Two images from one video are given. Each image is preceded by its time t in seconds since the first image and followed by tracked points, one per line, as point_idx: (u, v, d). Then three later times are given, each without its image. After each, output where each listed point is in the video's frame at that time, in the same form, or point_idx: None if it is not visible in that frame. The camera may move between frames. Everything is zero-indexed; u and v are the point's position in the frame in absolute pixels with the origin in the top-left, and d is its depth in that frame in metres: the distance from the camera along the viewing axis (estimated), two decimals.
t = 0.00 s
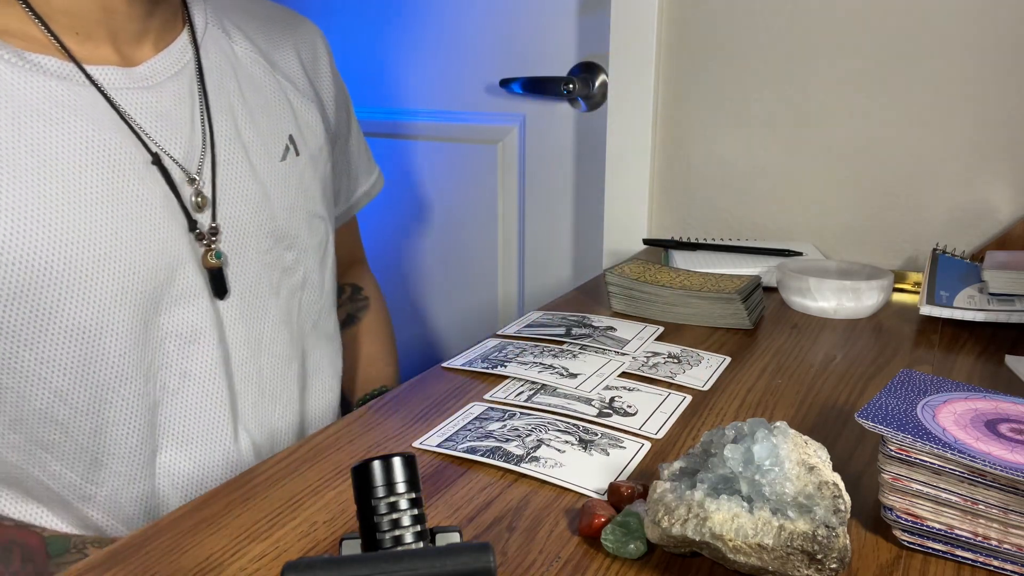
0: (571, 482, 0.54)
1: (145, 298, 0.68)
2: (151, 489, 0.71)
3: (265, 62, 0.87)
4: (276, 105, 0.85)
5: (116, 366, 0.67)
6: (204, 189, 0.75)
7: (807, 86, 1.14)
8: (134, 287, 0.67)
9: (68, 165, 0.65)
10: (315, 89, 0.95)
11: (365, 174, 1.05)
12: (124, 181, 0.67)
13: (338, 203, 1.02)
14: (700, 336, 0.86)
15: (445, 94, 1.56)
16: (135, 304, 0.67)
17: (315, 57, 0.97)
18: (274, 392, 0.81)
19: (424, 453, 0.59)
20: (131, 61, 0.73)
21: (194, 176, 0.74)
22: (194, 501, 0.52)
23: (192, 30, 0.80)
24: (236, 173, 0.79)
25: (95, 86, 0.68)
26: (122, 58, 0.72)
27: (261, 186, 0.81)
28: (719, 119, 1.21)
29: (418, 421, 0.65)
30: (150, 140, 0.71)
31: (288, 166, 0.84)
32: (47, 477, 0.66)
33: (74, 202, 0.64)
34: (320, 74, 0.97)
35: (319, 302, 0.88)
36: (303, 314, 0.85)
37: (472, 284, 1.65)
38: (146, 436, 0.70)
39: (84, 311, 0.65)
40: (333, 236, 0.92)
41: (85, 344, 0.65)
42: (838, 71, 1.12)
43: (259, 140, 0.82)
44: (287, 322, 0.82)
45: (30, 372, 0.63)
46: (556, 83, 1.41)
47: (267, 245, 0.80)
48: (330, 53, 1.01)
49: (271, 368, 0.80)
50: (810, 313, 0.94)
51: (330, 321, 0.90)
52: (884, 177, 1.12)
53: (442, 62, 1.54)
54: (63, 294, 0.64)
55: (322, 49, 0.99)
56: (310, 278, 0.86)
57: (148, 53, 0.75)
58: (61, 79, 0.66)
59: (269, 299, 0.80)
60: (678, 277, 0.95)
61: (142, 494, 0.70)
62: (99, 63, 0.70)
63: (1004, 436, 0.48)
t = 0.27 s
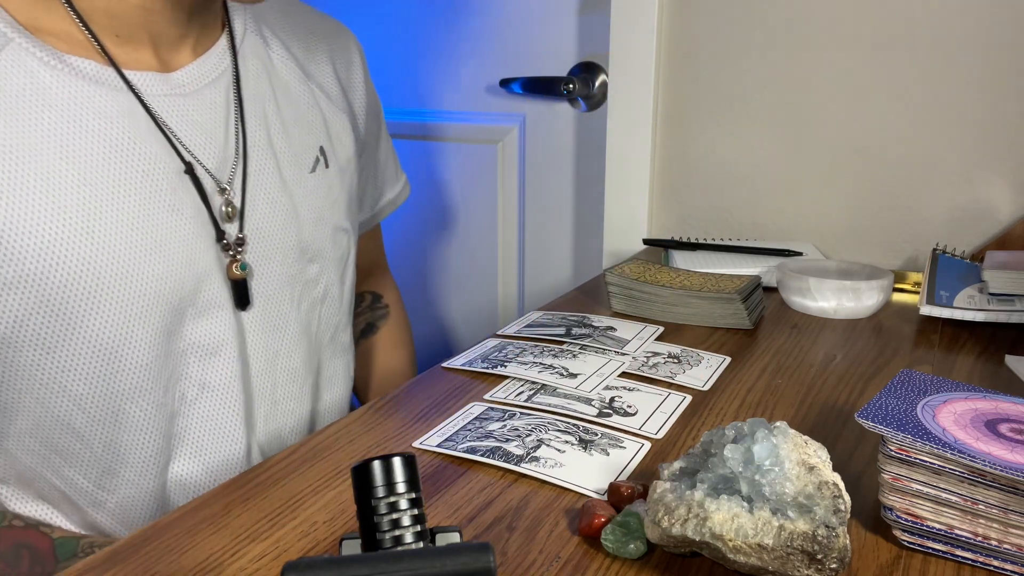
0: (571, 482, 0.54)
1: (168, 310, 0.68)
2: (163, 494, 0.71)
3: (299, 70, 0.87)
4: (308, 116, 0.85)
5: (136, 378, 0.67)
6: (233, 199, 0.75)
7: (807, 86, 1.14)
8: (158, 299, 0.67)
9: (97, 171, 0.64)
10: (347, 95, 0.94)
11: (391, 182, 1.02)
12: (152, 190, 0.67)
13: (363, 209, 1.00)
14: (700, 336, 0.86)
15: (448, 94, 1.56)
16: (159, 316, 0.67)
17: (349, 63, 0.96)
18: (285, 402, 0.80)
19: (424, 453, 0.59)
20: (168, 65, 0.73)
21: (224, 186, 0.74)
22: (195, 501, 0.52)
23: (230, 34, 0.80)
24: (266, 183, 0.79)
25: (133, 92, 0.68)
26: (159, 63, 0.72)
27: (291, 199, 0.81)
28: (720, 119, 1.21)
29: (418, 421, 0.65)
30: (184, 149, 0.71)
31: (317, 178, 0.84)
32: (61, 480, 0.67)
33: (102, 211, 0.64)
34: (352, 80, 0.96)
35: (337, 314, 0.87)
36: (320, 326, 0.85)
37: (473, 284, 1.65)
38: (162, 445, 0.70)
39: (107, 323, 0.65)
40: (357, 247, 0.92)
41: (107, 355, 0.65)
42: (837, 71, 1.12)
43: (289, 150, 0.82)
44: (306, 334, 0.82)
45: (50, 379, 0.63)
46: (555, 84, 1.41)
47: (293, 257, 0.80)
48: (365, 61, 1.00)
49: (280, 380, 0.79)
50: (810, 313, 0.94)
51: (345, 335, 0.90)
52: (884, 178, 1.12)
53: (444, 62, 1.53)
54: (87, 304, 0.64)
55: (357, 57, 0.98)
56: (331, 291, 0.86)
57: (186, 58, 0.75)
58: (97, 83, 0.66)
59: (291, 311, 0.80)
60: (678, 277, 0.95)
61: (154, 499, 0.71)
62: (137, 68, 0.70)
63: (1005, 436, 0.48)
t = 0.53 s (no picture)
0: (572, 482, 0.54)
1: (185, 337, 0.65)
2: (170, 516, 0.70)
3: (326, 78, 0.83)
4: (333, 129, 0.82)
5: (149, 406, 0.64)
6: (254, 217, 0.72)
7: (807, 86, 1.14)
8: (174, 326, 0.64)
9: (113, 193, 0.62)
10: (374, 103, 0.91)
11: (415, 187, 1.00)
12: (171, 212, 0.64)
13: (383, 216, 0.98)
14: (700, 336, 0.86)
15: (468, 96, 1.54)
16: (175, 344, 0.65)
17: (377, 69, 0.93)
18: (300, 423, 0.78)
19: (424, 453, 0.59)
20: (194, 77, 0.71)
21: (244, 204, 0.71)
22: (196, 501, 0.52)
23: (258, 41, 0.77)
24: (288, 201, 0.75)
25: (156, 110, 0.66)
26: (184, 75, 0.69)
27: (311, 216, 0.77)
28: (721, 119, 1.21)
29: (419, 421, 0.65)
30: (205, 166, 0.68)
31: (340, 194, 0.81)
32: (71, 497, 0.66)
33: (119, 235, 0.62)
34: (380, 87, 0.93)
35: (348, 330, 0.85)
36: (330, 341, 0.83)
37: (474, 285, 1.65)
38: (174, 472, 0.68)
39: (121, 351, 0.62)
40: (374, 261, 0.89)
41: (120, 384, 0.63)
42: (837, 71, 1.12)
43: (312, 163, 0.79)
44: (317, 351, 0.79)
45: (61, 404, 0.62)
46: (556, 83, 1.41)
47: (311, 277, 0.77)
48: (393, 65, 0.97)
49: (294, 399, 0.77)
50: (810, 313, 0.94)
51: (353, 350, 0.87)
52: (884, 178, 1.12)
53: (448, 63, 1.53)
54: (99, 330, 0.61)
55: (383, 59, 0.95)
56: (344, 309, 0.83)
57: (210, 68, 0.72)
58: (118, 99, 0.64)
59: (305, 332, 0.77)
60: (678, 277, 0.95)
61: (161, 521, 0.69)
62: (162, 83, 0.67)
63: (1005, 436, 0.48)
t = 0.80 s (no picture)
0: (572, 482, 0.54)
1: (162, 356, 0.65)
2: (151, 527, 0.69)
3: (323, 80, 0.83)
4: (328, 134, 0.81)
5: (125, 423, 0.64)
6: (237, 228, 0.72)
7: (806, 86, 1.14)
8: (150, 344, 0.64)
9: (84, 211, 0.61)
10: (372, 103, 0.90)
11: (420, 186, 1.01)
12: (146, 229, 0.64)
13: (386, 216, 0.99)
14: (700, 336, 0.86)
15: (468, 95, 1.54)
16: (152, 362, 0.64)
17: (377, 67, 0.93)
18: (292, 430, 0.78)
19: (424, 453, 0.59)
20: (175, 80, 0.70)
21: (227, 215, 0.71)
22: (196, 501, 0.52)
23: (246, 40, 0.76)
24: (277, 215, 0.75)
25: (130, 118, 0.65)
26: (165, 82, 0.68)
27: (302, 225, 0.77)
28: (721, 119, 1.21)
29: (419, 421, 0.65)
30: (181, 174, 0.67)
31: (333, 202, 0.80)
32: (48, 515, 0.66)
33: (91, 254, 0.61)
34: (380, 86, 0.92)
35: (340, 339, 0.85)
36: (320, 352, 0.83)
37: (474, 285, 1.65)
38: (152, 488, 0.67)
39: (96, 370, 0.62)
40: (370, 269, 0.89)
41: (96, 403, 0.63)
42: (836, 71, 1.12)
43: (305, 170, 0.79)
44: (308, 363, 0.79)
45: (35, 427, 0.61)
46: (556, 83, 1.41)
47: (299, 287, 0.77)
48: (396, 62, 0.96)
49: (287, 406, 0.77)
50: (810, 313, 0.94)
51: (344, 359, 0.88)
52: (884, 178, 1.12)
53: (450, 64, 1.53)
54: (76, 340, 0.61)
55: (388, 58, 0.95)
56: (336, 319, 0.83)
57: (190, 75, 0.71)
58: (87, 107, 0.62)
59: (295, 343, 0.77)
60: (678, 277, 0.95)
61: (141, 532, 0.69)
62: (135, 88, 0.66)
63: (1005, 436, 0.48)
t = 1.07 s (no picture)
0: (572, 482, 0.54)
1: (151, 340, 0.65)
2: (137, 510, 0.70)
3: (308, 61, 0.83)
4: (314, 116, 0.82)
5: (113, 408, 0.65)
6: (227, 209, 0.72)
7: (806, 86, 1.14)
8: (139, 329, 0.65)
9: (73, 187, 0.61)
10: (357, 85, 0.91)
11: (405, 176, 1.00)
12: (136, 207, 0.64)
13: (369, 206, 0.98)
14: (700, 336, 0.86)
15: (462, 92, 1.54)
16: (140, 347, 0.65)
17: (361, 49, 0.93)
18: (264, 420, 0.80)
19: (424, 453, 0.59)
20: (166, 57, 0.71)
21: (217, 194, 0.71)
22: (195, 501, 0.52)
23: (232, 18, 0.77)
24: (266, 191, 0.76)
25: (120, 92, 0.65)
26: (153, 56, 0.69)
27: (288, 207, 0.78)
28: (721, 118, 1.21)
29: (418, 421, 0.65)
30: (172, 150, 0.68)
31: (318, 185, 0.81)
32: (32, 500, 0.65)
33: (79, 233, 0.61)
34: (364, 68, 0.92)
35: (320, 326, 0.86)
36: (301, 340, 0.84)
37: (473, 284, 1.65)
38: (138, 469, 0.68)
39: (84, 355, 0.62)
40: (353, 255, 0.90)
41: (83, 388, 0.63)
42: (837, 71, 1.12)
43: (291, 153, 0.79)
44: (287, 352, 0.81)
45: (21, 414, 0.61)
46: (555, 83, 1.41)
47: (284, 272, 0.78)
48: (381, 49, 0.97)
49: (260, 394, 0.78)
50: (810, 313, 0.94)
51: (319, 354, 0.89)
52: (884, 178, 1.12)
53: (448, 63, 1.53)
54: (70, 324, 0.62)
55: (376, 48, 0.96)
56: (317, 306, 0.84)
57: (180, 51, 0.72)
58: (77, 79, 0.63)
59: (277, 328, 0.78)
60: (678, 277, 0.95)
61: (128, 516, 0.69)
62: (124, 62, 0.66)
63: (1005, 436, 0.48)
